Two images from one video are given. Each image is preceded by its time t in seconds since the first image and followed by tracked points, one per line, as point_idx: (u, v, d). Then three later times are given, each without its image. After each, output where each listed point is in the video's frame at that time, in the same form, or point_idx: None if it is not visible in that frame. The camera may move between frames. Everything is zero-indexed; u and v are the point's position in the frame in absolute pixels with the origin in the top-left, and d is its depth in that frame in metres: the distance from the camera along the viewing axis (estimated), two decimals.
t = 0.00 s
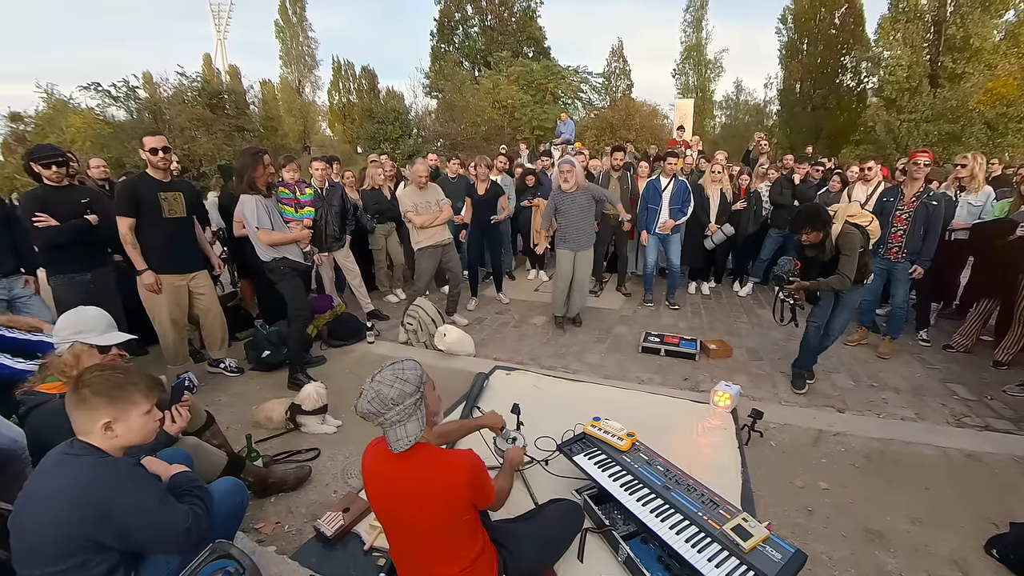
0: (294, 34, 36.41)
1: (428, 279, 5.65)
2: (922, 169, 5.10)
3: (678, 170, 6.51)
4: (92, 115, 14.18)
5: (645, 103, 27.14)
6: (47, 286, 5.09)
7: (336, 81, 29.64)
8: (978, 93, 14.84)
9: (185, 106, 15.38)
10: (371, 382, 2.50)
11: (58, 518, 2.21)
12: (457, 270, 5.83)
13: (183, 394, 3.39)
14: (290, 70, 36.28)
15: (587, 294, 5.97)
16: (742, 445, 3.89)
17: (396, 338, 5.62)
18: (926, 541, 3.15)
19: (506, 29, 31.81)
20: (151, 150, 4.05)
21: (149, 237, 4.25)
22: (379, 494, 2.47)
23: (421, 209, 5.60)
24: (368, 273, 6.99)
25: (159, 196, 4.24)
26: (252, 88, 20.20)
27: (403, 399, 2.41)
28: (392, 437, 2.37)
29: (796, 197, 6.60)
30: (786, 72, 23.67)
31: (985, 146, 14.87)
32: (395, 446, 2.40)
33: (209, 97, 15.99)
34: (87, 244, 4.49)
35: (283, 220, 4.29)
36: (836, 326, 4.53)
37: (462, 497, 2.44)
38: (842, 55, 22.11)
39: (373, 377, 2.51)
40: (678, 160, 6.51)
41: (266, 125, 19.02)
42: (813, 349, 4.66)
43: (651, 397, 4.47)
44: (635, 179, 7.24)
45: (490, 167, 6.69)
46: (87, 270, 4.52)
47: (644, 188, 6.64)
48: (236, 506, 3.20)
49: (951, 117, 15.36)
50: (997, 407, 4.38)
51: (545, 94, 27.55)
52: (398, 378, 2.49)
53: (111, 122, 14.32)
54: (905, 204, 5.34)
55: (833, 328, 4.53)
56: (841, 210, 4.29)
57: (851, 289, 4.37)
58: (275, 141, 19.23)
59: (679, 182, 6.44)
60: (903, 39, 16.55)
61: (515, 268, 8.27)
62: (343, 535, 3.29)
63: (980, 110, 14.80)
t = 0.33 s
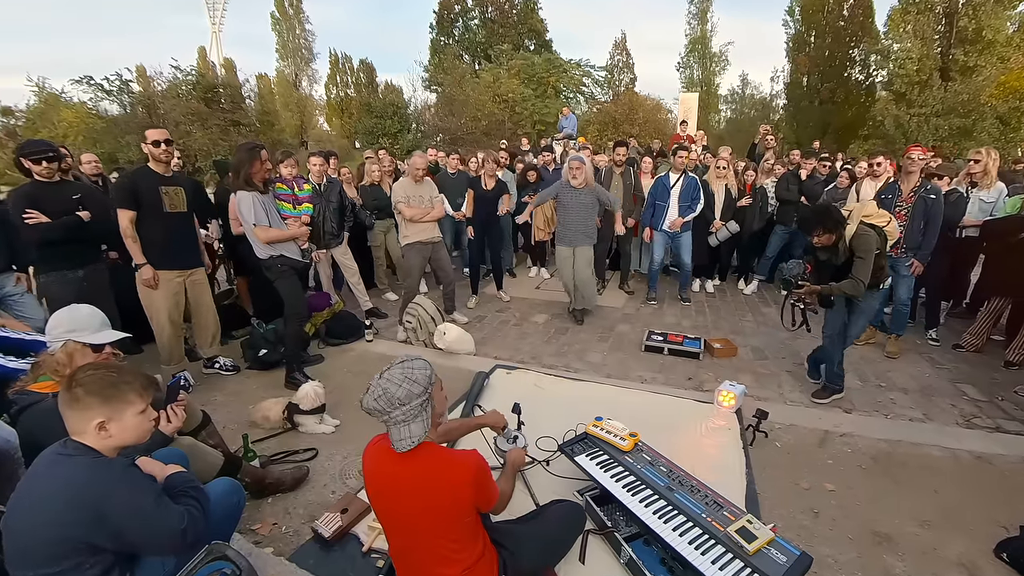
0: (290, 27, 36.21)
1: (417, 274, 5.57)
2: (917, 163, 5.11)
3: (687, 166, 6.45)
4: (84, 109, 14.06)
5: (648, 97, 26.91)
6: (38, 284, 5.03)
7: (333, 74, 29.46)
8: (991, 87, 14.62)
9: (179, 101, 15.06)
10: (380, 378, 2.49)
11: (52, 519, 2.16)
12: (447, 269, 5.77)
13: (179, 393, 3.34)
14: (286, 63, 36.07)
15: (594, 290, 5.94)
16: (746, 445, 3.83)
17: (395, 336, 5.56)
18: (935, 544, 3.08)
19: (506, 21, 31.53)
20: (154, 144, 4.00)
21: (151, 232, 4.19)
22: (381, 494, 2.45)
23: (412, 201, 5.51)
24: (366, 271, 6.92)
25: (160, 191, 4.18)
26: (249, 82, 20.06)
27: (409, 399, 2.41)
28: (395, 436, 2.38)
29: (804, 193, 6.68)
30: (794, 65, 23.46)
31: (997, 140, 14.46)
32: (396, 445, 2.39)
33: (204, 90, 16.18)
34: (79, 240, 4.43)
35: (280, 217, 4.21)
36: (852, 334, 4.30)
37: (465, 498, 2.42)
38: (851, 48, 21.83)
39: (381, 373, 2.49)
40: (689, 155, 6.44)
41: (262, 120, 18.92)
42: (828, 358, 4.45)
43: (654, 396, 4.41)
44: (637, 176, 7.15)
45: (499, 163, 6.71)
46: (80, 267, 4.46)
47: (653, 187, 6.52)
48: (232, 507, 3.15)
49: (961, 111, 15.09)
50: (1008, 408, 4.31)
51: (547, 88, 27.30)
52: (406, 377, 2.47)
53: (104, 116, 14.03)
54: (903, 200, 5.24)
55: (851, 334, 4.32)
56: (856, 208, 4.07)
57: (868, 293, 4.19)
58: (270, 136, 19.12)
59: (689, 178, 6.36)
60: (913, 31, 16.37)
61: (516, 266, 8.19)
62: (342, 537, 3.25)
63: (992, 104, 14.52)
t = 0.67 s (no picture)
0: (286, 17, 36.04)
1: (420, 271, 5.49)
2: (924, 158, 4.92)
3: (701, 158, 6.29)
4: (73, 101, 14.01)
5: (652, 89, 26.64)
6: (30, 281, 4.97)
7: (329, 65, 29.31)
8: (1006, 78, 14.54)
9: (171, 93, 15.39)
10: (389, 373, 2.43)
11: (42, 522, 2.09)
12: (448, 265, 5.67)
13: (172, 393, 3.27)
14: (282, 54, 35.91)
15: (593, 286, 5.83)
16: (753, 446, 3.75)
17: (393, 334, 5.49)
18: (947, 548, 3.00)
19: (508, 12, 31.24)
20: (149, 137, 3.92)
21: (144, 226, 4.11)
22: (379, 495, 2.39)
23: (412, 197, 5.42)
24: (364, 267, 6.83)
25: (152, 184, 4.09)
26: (242, 74, 19.90)
27: (420, 395, 2.37)
28: (403, 432, 2.30)
29: (812, 188, 6.43)
30: (803, 56, 23.16)
31: (1013, 133, 14.23)
32: (403, 442, 2.32)
33: (197, 82, 16.21)
34: (69, 236, 4.36)
35: (276, 212, 4.14)
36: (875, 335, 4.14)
37: (466, 499, 2.37)
38: (862, 37, 21.63)
39: (391, 368, 2.43)
40: (701, 147, 6.29)
41: (257, 113, 18.87)
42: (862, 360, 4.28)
43: (658, 395, 4.33)
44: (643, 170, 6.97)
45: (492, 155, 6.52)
46: (70, 264, 4.39)
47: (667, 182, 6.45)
48: (228, 508, 3.09)
49: (976, 103, 14.93)
50: (1022, 409, 4.21)
51: (549, 79, 27.11)
52: (418, 373, 2.44)
53: (94, 109, 14.16)
54: (911, 195, 5.18)
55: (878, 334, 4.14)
56: (873, 208, 3.82)
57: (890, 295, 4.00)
58: (265, 130, 19.01)
59: (704, 171, 6.24)
60: (926, 20, 16.25)
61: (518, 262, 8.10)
62: (339, 539, 3.19)
63: (1008, 96, 14.35)
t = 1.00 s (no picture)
0: (281, 4, 35.81)
1: (419, 265, 5.35)
2: (952, 151, 4.74)
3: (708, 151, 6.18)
4: (61, 91, 14.36)
5: (657, 79, 26.31)
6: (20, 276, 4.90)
7: (325, 54, 29.08)
8: None
9: (162, 82, 15.29)
10: (384, 371, 2.37)
11: (31, 523, 2.01)
12: (449, 261, 5.56)
13: (166, 391, 3.19)
14: (276, 43, 35.70)
15: (602, 284, 5.71)
16: (760, 447, 3.66)
17: (392, 331, 5.39)
18: (961, 553, 2.91)
19: None
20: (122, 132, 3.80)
21: (127, 222, 4.02)
22: (377, 496, 2.31)
23: (410, 189, 5.35)
24: (362, 263, 6.72)
25: (135, 178, 4.00)
26: (235, 63, 19.69)
27: (412, 396, 2.28)
28: (395, 432, 2.25)
29: (822, 181, 6.30)
30: (814, 44, 22.77)
31: None
32: (394, 443, 2.26)
33: (189, 72, 16.00)
34: (57, 230, 4.29)
35: (270, 205, 4.02)
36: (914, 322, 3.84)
37: (465, 500, 2.29)
38: (876, 25, 21.02)
39: (386, 367, 2.37)
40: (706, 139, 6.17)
41: (251, 103, 18.75)
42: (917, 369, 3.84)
43: (663, 394, 4.23)
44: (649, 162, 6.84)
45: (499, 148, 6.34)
46: (58, 259, 4.33)
47: (672, 175, 6.33)
48: (223, 508, 3.02)
49: (994, 93, 14.62)
50: None
51: (552, 70, 26.84)
52: (412, 373, 2.34)
53: (82, 99, 14.46)
54: (935, 189, 4.98)
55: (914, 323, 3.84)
56: (888, 203, 3.65)
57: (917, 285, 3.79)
58: (259, 120, 18.89)
59: (710, 164, 6.12)
60: (942, 7, 15.81)
61: (519, 257, 7.98)
62: (336, 540, 3.13)
63: None
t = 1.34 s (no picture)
0: None
1: (407, 262, 5.25)
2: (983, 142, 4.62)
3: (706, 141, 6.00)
4: (46, 79, 14.39)
5: (664, 66, 25.86)
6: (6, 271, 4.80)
7: (320, 41, 28.69)
8: None
9: (151, 69, 15.20)
10: (385, 372, 2.25)
11: (18, 524, 1.92)
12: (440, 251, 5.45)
13: (156, 389, 3.09)
14: (270, 28, 35.41)
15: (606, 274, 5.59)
16: (770, 447, 3.54)
17: (390, 327, 5.28)
18: (979, 559, 2.80)
19: None
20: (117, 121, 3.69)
21: (123, 212, 3.91)
22: (378, 497, 2.24)
23: (403, 178, 5.22)
24: (359, 258, 6.60)
25: (131, 168, 3.88)
26: (226, 49, 19.42)
27: (417, 398, 2.18)
28: (400, 435, 2.17)
29: (838, 172, 6.12)
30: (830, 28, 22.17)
31: None
32: (400, 445, 2.18)
33: (178, 58, 15.83)
34: (41, 223, 4.18)
35: (263, 198, 3.91)
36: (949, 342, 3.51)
37: (470, 499, 2.22)
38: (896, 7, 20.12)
39: (388, 368, 2.24)
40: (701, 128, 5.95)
41: (243, 91, 18.56)
42: (953, 385, 3.45)
43: (670, 392, 4.11)
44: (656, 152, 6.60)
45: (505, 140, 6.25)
46: (42, 253, 4.23)
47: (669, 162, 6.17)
48: (216, 509, 2.94)
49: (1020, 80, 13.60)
50: None
51: (555, 55, 26.56)
52: (415, 375, 2.23)
53: (67, 86, 14.45)
54: (963, 180, 4.83)
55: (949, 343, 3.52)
56: (921, 199, 3.43)
57: (946, 294, 3.52)
58: (252, 109, 18.71)
59: (709, 155, 5.92)
60: None
61: (522, 251, 7.85)
62: (332, 542, 3.04)
63: None
